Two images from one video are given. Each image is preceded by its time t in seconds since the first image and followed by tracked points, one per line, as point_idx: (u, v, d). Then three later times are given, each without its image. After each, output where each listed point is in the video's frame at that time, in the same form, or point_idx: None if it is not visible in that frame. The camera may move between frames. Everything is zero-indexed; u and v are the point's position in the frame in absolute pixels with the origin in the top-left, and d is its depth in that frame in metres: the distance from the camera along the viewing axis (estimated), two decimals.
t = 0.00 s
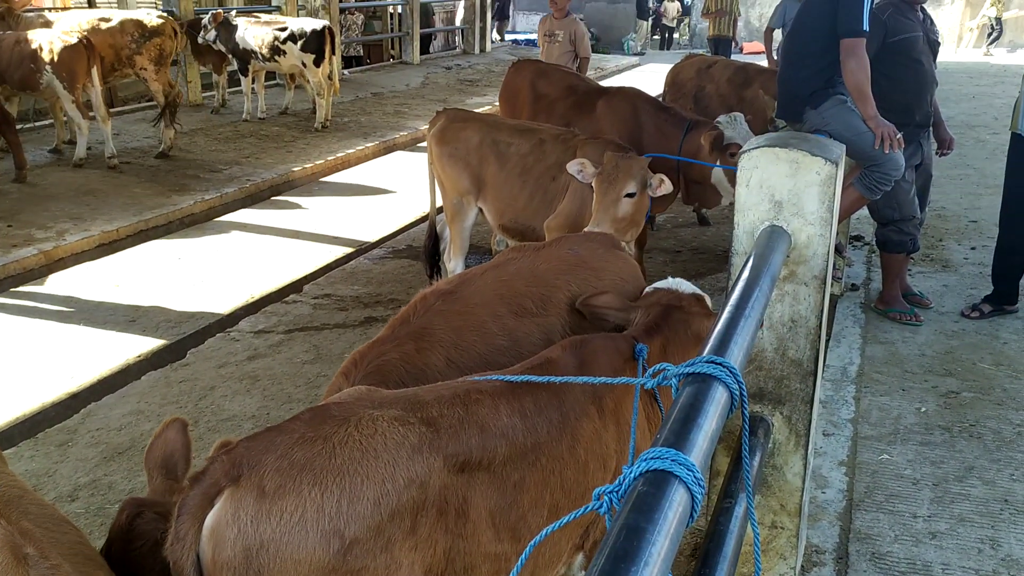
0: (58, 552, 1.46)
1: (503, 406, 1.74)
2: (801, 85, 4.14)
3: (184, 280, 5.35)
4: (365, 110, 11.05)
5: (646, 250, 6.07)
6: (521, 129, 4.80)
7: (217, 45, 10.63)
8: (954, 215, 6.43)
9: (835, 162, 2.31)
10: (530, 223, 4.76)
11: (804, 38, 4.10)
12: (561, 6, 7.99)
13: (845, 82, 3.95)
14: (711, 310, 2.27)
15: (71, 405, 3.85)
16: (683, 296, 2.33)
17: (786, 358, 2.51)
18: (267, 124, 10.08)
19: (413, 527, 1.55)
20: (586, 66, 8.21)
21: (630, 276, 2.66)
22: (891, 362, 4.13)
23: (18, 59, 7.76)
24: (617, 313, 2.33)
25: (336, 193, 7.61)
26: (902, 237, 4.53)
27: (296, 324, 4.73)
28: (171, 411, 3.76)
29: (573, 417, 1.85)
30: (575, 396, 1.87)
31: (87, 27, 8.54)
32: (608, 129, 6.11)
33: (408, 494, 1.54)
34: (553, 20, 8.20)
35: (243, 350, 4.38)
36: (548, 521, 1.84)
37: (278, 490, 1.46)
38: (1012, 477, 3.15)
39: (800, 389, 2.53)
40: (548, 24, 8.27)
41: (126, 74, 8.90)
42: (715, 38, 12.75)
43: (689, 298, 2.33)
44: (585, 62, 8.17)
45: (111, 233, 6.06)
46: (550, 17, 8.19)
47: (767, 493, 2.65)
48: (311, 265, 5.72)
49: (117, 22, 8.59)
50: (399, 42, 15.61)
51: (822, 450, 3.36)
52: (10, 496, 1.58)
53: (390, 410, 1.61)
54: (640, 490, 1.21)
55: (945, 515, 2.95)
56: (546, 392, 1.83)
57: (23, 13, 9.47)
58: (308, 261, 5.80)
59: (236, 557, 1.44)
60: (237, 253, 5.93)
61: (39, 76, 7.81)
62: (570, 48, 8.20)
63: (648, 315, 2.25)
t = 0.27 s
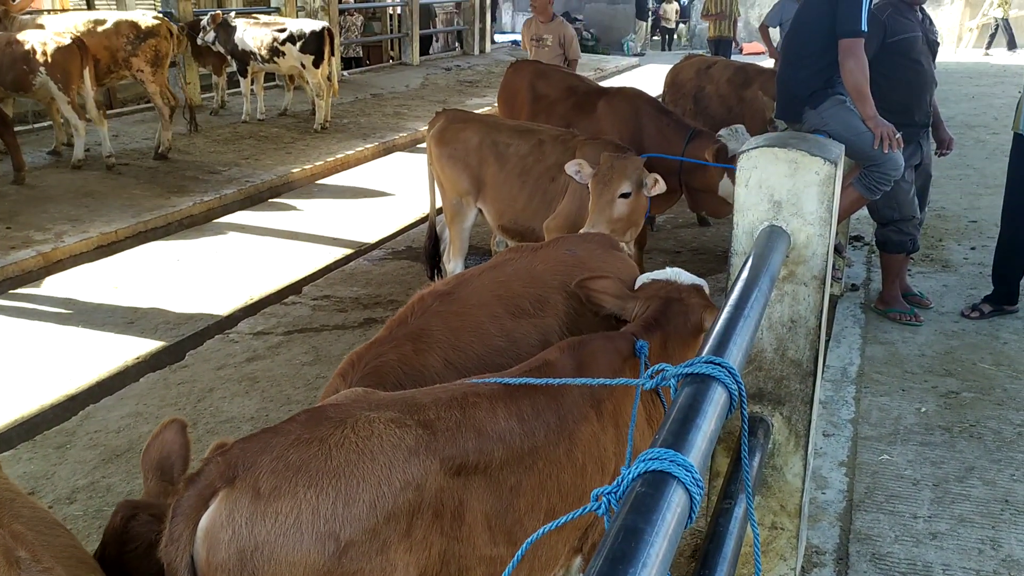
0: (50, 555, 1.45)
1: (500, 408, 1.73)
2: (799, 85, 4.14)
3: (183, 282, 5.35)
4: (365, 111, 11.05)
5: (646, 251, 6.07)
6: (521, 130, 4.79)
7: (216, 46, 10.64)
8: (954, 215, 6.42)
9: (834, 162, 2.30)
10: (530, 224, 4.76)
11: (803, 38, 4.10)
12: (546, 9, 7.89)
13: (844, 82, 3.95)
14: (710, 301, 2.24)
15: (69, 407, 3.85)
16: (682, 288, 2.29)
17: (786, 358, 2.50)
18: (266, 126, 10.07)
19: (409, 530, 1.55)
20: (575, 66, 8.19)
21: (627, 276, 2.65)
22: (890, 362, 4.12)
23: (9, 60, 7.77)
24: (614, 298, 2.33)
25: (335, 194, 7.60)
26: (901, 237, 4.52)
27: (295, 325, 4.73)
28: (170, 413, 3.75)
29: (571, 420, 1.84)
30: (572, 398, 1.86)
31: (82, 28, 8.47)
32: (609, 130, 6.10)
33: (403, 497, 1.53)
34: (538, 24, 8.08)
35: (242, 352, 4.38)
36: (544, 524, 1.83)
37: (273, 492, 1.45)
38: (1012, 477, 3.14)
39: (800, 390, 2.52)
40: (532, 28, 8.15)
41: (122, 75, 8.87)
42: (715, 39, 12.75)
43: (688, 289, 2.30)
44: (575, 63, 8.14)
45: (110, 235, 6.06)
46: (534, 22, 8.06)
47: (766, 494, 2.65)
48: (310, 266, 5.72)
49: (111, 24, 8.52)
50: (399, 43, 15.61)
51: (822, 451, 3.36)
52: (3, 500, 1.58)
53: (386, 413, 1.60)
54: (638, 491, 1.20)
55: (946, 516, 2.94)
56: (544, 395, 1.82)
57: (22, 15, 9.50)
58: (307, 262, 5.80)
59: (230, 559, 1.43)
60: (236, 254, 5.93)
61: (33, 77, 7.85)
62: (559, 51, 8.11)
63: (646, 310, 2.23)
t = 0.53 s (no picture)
0: (51, 558, 1.45)
1: (502, 410, 1.72)
2: (800, 85, 4.13)
3: (184, 284, 5.34)
4: (365, 113, 11.04)
5: (647, 251, 6.06)
6: (521, 131, 4.78)
7: (216, 48, 10.64)
8: (955, 215, 6.41)
9: (835, 162, 2.30)
10: (531, 225, 4.75)
11: (804, 38, 4.09)
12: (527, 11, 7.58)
13: (845, 82, 3.94)
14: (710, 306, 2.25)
15: (71, 409, 3.84)
16: (681, 292, 2.31)
17: (787, 359, 2.50)
18: (267, 127, 10.07)
19: (410, 532, 1.54)
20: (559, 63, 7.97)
21: (629, 278, 2.65)
22: (892, 362, 4.11)
23: (8, 62, 7.77)
24: (615, 302, 2.35)
25: (336, 196, 7.60)
26: (903, 237, 4.51)
27: (296, 327, 4.73)
28: (171, 415, 3.74)
29: (573, 421, 1.83)
30: (574, 400, 1.86)
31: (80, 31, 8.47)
32: (610, 131, 6.09)
33: (405, 498, 1.53)
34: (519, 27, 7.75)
35: (243, 354, 4.38)
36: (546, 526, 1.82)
37: (274, 494, 1.45)
38: (1015, 477, 3.14)
39: (801, 390, 2.51)
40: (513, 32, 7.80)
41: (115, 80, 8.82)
42: (715, 40, 12.74)
43: (688, 294, 2.31)
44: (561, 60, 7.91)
45: (111, 237, 6.05)
46: (514, 25, 7.72)
47: (768, 495, 2.64)
48: (311, 267, 5.72)
49: (110, 27, 8.47)
50: (399, 45, 15.60)
51: (824, 452, 3.35)
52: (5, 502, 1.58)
53: (387, 414, 1.60)
54: (640, 492, 1.20)
55: (948, 516, 2.94)
56: (546, 397, 1.82)
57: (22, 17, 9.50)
58: (308, 263, 5.80)
59: (232, 561, 1.43)
60: (237, 256, 5.93)
61: (31, 79, 7.84)
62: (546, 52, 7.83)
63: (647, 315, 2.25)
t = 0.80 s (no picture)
0: (53, 559, 1.45)
1: (501, 411, 1.73)
2: (801, 86, 4.13)
3: (186, 285, 5.35)
4: (367, 114, 11.04)
5: (648, 252, 6.06)
6: (523, 133, 4.78)
7: (218, 49, 10.66)
8: (957, 216, 6.41)
9: (835, 163, 2.30)
10: (533, 226, 4.75)
11: (805, 40, 4.10)
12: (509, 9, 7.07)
13: (846, 83, 3.95)
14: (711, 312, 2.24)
15: (73, 409, 3.86)
16: (683, 297, 2.30)
17: (787, 360, 2.50)
18: (269, 128, 10.07)
19: (409, 533, 1.55)
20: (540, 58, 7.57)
21: (630, 280, 2.65)
22: (894, 363, 4.11)
23: (9, 63, 7.82)
24: (619, 305, 2.37)
25: (338, 197, 7.60)
26: (904, 238, 4.51)
27: (297, 328, 4.74)
28: (172, 416, 3.75)
29: (572, 423, 1.84)
30: (574, 401, 1.86)
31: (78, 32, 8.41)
32: (612, 132, 6.09)
33: (403, 499, 1.53)
34: (501, 26, 7.23)
35: (245, 355, 4.39)
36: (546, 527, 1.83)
37: (273, 496, 1.45)
38: (1015, 479, 3.14)
39: (801, 392, 2.52)
40: (494, 32, 7.29)
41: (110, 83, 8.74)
42: (716, 42, 12.75)
43: (690, 299, 2.30)
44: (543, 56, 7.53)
45: (113, 238, 6.07)
46: (495, 25, 7.20)
47: (768, 496, 2.64)
48: (312, 268, 5.73)
49: (105, 30, 8.46)
50: (401, 46, 15.62)
51: (824, 453, 3.35)
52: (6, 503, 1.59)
53: (385, 415, 1.60)
54: (639, 493, 1.20)
55: (948, 517, 2.94)
56: (545, 398, 1.82)
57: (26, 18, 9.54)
58: (309, 264, 5.81)
59: (230, 563, 1.43)
60: (239, 257, 5.94)
61: (32, 80, 7.88)
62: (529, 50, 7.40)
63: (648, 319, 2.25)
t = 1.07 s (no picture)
0: (48, 555, 1.44)
1: (499, 410, 1.71)
2: (803, 81, 4.12)
3: (185, 281, 5.34)
4: (367, 109, 11.02)
5: (649, 248, 6.05)
6: (524, 128, 4.76)
7: (218, 44, 10.64)
8: (958, 212, 6.39)
9: (837, 158, 2.29)
10: (533, 222, 4.74)
11: (807, 35, 4.08)
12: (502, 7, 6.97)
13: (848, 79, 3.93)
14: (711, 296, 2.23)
15: (71, 405, 3.85)
16: (684, 281, 2.28)
17: (788, 356, 2.49)
18: (268, 124, 10.05)
19: (403, 532, 1.54)
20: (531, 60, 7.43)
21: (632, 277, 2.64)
22: (895, 360, 4.10)
23: (4, 57, 7.77)
24: (618, 285, 2.36)
25: (338, 193, 7.59)
26: (906, 234, 4.50)
27: (297, 324, 4.73)
28: (170, 412, 3.74)
29: (571, 422, 1.82)
30: (573, 400, 1.85)
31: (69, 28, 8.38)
32: (613, 127, 6.07)
33: (397, 499, 1.52)
34: (492, 25, 7.10)
35: (244, 350, 4.38)
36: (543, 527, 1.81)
37: (265, 493, 1.44)
38: (1017, 475, 3.12)
39: (802, 388, 2.50)
40: (485, 31, 7.15)
41: (104, 76, 8.68)
42: (717, 38, 12.72)
43: (691, 283, 2.28)
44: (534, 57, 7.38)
45: (112, 234, 6.05)
46: (486, 23, 7.07)
47: (769, 492, 2.64)
48: (312, 264, 5.72)
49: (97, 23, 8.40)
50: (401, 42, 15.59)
51: (825, 449, 3.34)
52: None
53: (381, 414, 1.59)
54: (638, 490, 1.19)
55: (950, 514, 2.92)
56: (544, 397, 1.81)
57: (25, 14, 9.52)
58: (309, 260, 5.80)
59: (221, 561, 1.42)
60: (238, 252, 5.93)
61: (28, 75, 7.85)
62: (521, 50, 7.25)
63: (649, 303, 2.24)
